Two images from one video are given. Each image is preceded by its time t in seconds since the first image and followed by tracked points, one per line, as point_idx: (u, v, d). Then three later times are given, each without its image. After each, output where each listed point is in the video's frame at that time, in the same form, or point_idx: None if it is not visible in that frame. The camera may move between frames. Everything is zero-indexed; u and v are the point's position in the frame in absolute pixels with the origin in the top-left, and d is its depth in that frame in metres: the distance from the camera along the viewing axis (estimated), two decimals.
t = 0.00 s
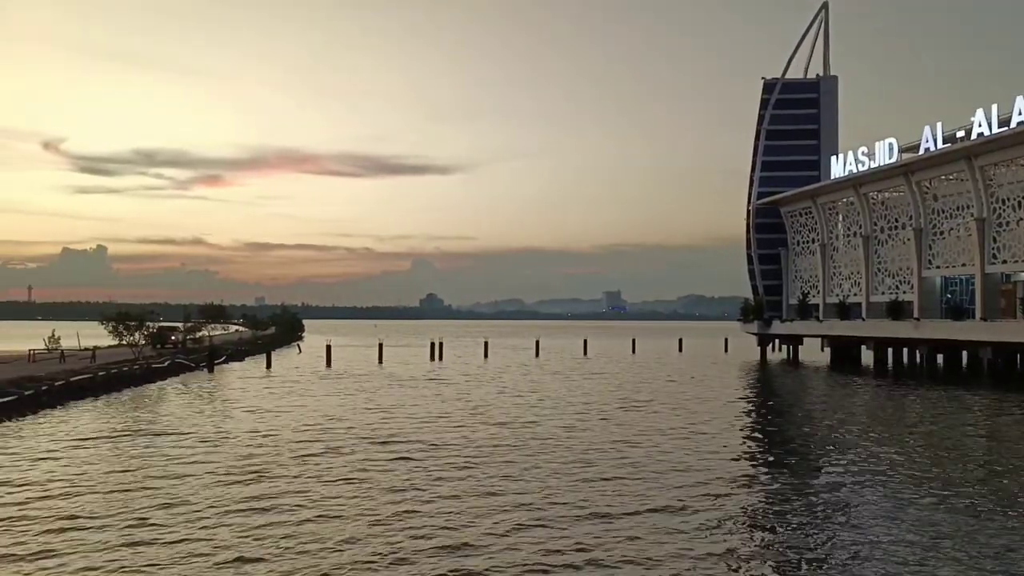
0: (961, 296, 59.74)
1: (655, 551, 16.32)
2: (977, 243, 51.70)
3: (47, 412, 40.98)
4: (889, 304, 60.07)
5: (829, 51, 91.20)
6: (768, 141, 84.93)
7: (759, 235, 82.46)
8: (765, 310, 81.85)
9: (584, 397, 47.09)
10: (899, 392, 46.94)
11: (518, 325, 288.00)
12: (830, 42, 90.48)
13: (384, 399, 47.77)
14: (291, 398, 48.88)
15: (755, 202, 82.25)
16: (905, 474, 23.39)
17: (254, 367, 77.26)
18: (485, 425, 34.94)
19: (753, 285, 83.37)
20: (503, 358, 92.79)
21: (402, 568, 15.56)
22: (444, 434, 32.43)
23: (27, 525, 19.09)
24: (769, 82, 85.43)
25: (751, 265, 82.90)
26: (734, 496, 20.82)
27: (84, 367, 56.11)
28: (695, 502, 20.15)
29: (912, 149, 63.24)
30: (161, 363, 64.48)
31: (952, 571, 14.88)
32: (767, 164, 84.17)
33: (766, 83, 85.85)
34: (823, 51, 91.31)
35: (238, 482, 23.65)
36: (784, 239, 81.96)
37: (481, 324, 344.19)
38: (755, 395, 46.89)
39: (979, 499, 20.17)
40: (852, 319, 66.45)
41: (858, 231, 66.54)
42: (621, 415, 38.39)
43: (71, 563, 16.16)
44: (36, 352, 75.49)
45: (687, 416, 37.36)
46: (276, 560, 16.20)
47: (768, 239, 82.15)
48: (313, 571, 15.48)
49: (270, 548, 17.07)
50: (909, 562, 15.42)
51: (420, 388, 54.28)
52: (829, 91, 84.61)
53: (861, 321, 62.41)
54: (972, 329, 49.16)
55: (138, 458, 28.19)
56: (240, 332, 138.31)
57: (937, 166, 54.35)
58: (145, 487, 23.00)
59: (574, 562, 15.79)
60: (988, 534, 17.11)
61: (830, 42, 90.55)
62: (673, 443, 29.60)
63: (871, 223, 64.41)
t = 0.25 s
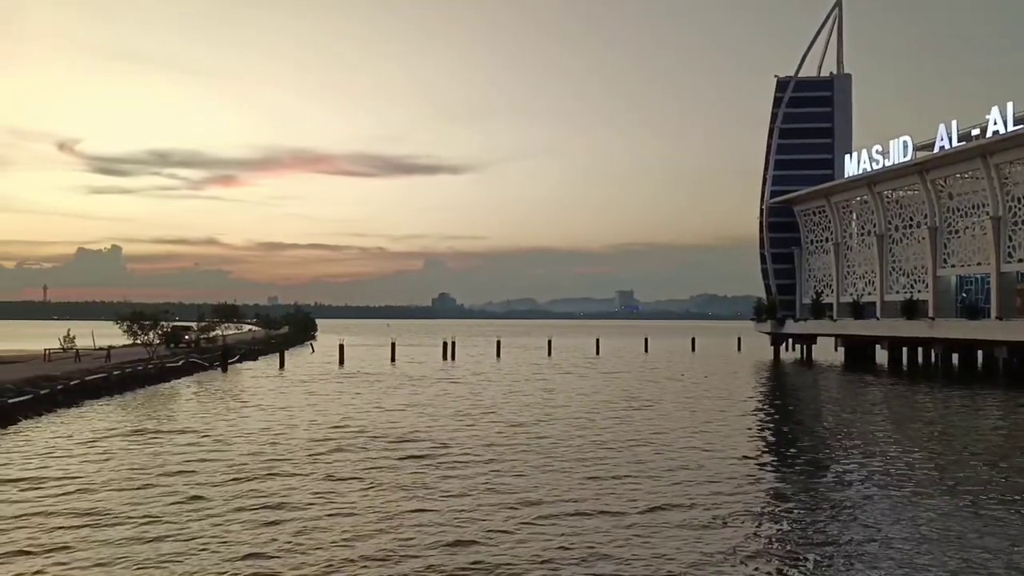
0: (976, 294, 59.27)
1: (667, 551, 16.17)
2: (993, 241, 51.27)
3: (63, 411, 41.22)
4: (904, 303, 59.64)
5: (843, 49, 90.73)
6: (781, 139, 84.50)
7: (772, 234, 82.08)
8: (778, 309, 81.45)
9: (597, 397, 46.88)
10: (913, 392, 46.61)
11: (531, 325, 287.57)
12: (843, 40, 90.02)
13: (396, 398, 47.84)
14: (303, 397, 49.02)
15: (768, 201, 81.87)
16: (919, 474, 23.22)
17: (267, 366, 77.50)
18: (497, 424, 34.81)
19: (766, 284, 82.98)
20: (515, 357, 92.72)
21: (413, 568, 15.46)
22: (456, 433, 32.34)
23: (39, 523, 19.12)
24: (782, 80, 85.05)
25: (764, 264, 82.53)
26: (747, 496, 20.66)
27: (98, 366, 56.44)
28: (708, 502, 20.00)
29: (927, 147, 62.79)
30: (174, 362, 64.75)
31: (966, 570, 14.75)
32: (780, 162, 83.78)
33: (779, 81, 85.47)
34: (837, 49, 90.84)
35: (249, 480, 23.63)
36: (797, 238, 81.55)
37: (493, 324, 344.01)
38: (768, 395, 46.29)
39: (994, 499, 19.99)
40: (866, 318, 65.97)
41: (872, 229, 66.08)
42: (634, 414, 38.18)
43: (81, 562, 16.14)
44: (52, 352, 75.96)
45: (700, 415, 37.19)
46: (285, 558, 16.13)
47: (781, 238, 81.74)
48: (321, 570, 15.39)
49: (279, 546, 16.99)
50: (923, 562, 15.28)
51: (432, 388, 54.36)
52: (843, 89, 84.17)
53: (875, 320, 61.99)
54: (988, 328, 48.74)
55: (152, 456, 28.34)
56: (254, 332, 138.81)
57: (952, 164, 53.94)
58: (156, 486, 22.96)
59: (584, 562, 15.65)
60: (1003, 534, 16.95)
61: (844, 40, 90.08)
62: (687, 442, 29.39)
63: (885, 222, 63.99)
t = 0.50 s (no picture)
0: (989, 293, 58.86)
1: (676, 550, 16.13)
2: (1006, 240, 50.92)
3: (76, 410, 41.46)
4: (916, 302, 59.30)
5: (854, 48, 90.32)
6: (792, 138, 84.11)
7: (783, 233, 81.77)
8: (789, 308, 81.14)
9: (608, 396, 46.81)
10: (924, 391, 46.34)
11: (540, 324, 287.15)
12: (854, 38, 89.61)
13: (406, 397, 47.93)
14: (313, 396, 49.16)
15: (779, 200, 81.55)
16: (931, 473, 23.06)
17: (277, 365, 77.72)
18: (507, 424, 34.81)
19: (777, 283, 82.68)
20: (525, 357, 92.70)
21: (420, 567, 15.45)
22: (466, 432, 32.35)
23: (49, 522, 19.21)
24: (793, 79, 84.70)
25: (775, 263, 82.23)
26: (757, 495, 20.59)
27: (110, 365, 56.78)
28: (717, 501, 19.94)
29: (939, 145, 62.39)
30: (185, 361, 65.00)
31: (979, 571, 14.65)
32: (791, 161, 83.41)
33: (789, 80, 85.12)
34: (848, 48, 90.44)
35: (259, 479, 23.69)
36: (808, 237, 81.22)
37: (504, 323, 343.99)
38: (778, 395, 45.72)
39: (1007, 499, 19.84)
40: (878, 317, 65.67)
41: (884, 228, 65.75)
42: (644, 413, 38.11)
43: (89, 561, 16.20)
44: (64, 352, 76.41)
45: (709, 414, 37.12)
46: (293, 557, 16.15)
47: (792, 238, 81.42)
48: (329, 569, 15.40)
49: (287, 544, 17.03)
50: (935, 563, 15.17)
51: (441, 387, 54.42)
52: (854, 87, 83.74)
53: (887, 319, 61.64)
54: (1001, 328, 48.38)
55: (163, 455, 28.48)
56: (264, 331, 139.26)
57: (964, 163, 53.61)
58: (166, 485, 23.04)
59: (592, 561, 15.61)
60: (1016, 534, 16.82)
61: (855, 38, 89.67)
62: (697, 441, 29.32)
63: (897, 221, 63.66)
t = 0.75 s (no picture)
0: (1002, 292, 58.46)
1: (685, 550, 16.02)
2: (1018, 239, 50.54)
3: (88, 409, 41.63)
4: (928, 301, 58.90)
5: (865, 46, 89.86)
6: (802, 137, 83.68)
7: (794, 232, 81.46)
8: (800, 307, 80.82)
9: (618, 395, 46.67)
10: (936, 390, 46.07)
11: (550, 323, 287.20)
12: (865, 36, 89.15)
13: (416, 396, 48.03)
14: (323, 395, 49.35)
15: (790, 198, 81.19)
16: (943, 472, 22.91)
17: (288, 365, 78.01)
18: (517, 423, 34.73)
19: (788, 283, 82.37)
20: (535, 356, 92.74)
21: (428, 566, 15.38)
22: (475, 431, 32.30)
23: (60, 520, 19.29)
24: (803, 77, 84.26)
25: (785, 262, 81.98)
26: (767, 495, 20.46)
27: (122, 364, 57.14)
28: (728, 501, 19.80)
29: (951, 143, 61.99)
30: (196, 360, 65.38)
31: (990, 571, 14.54)
32: (802, 160, 83.00)
33: (800, 78, 84.72)
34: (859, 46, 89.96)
35: (268, 478, 23.67)
36: (819, 236, 80.87)
37: (514, 322, 344.00)
38: (789, 395, 45.33)
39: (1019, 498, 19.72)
40: (890, 316, 65.30)
41: (895, 227, 65.36)
42: (654, 413, 37.97)
43: (97, 559, 16.19)
44: (76, 351, 76.78)
45: (719, 413, 37.06)
46: (300, 556, 16.11)
47: (803, 237, 81.08)
48: (336, 568, 15.34)
49: (295, 543, 16.99)
50: (948, 562, 15.06)
51: (450, 386, 54.55)
52: (865, 85, 83.29)
53: (899, 319, 61.29)
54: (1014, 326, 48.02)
55: (173, 453, 28.68)
56: (275, 330, 139.77)
57: (976, 161, 53.24)
58: (175, 484, 23.05)
59: (601, 561, 15.51)
60: None
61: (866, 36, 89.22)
62: (707, 441, 29.16)
63: (909, 220, 63.30)
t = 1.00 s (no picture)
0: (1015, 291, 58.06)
1: (694, 550, 15.99)
2: None
3: (100, 408, 41.87)
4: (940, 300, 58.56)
5: (876, 44, 89.41)
6: (813, 135, 83.34)
7: (804, 231, 81.17)
8: (811, 307, 80.51)
9: (627, 394, 46.65)
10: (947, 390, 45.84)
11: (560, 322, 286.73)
12: (876, 34, 88.72)
13: (425, 395, 48.14)
14: (333, 394, 49.52)
15: (800, 197, 80.90)
16: (954, 472, 22.79)
17: (298, 364, 78.24)
18: (526, 422, 34.76)
19: (798, 282, 82.06)
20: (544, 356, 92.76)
21: (437, 564, 15.38)
22: (485, 431, 32.34)
23: (72, 516, 19.46)
24: (814, 75, 83.84)
25: (795, 262, 81.71)
26: (777, 494, 20.40)
27: (134, 364, 57.44)
28: (738, 501, 19.74)
29: (963, 142, 61.63)
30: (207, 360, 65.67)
31: (1002, 571, 14.46)
32: (812, 158, 82.67)
33: (811, 77, 84.32)
34: (870, 44, 89.53)
35: (278, 476, 23.75)
36: (830, 235, 80.54)
37: (524, 322, 344.09)
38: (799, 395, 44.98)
39: None
40: (901, 316, 64.98)
41: (907, 226, 65.02)
42: (664, 412, 37.94)
43: (107, 556, 16.24)
44: (88, 351, 77.24)
45: (729, 413, 36.99)
46: (310, 553, 16.13)
47: (813, 236, 80.77)
48: (345, 566, 15.36)
49: (304, 541, 17.02)
50: (958, 562, 14.99)
51: (460, 385, 54.62)
52: (877, 83, 82.85)
53: (911, 318, 60.95)
54: None
55: (185, 451, 28.86)
56: (285, 330, 140.21)
57: (989, 160, 52.90)
58: (185, 482, 23.14)
59: (611, 560, 15.49)
60: None
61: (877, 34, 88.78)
62: (717, 440, 29.10)
63: (920, 219, 62.96)
